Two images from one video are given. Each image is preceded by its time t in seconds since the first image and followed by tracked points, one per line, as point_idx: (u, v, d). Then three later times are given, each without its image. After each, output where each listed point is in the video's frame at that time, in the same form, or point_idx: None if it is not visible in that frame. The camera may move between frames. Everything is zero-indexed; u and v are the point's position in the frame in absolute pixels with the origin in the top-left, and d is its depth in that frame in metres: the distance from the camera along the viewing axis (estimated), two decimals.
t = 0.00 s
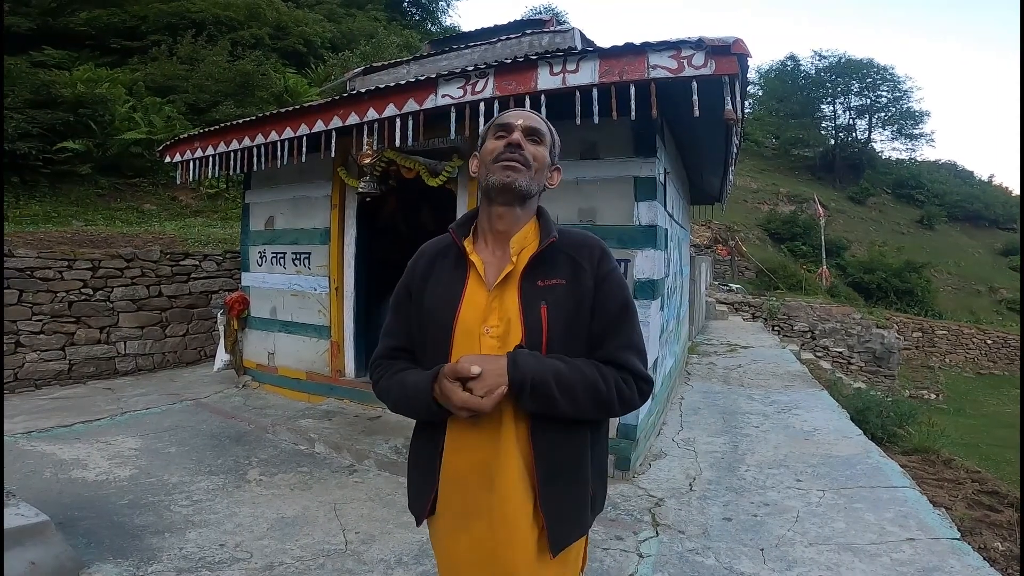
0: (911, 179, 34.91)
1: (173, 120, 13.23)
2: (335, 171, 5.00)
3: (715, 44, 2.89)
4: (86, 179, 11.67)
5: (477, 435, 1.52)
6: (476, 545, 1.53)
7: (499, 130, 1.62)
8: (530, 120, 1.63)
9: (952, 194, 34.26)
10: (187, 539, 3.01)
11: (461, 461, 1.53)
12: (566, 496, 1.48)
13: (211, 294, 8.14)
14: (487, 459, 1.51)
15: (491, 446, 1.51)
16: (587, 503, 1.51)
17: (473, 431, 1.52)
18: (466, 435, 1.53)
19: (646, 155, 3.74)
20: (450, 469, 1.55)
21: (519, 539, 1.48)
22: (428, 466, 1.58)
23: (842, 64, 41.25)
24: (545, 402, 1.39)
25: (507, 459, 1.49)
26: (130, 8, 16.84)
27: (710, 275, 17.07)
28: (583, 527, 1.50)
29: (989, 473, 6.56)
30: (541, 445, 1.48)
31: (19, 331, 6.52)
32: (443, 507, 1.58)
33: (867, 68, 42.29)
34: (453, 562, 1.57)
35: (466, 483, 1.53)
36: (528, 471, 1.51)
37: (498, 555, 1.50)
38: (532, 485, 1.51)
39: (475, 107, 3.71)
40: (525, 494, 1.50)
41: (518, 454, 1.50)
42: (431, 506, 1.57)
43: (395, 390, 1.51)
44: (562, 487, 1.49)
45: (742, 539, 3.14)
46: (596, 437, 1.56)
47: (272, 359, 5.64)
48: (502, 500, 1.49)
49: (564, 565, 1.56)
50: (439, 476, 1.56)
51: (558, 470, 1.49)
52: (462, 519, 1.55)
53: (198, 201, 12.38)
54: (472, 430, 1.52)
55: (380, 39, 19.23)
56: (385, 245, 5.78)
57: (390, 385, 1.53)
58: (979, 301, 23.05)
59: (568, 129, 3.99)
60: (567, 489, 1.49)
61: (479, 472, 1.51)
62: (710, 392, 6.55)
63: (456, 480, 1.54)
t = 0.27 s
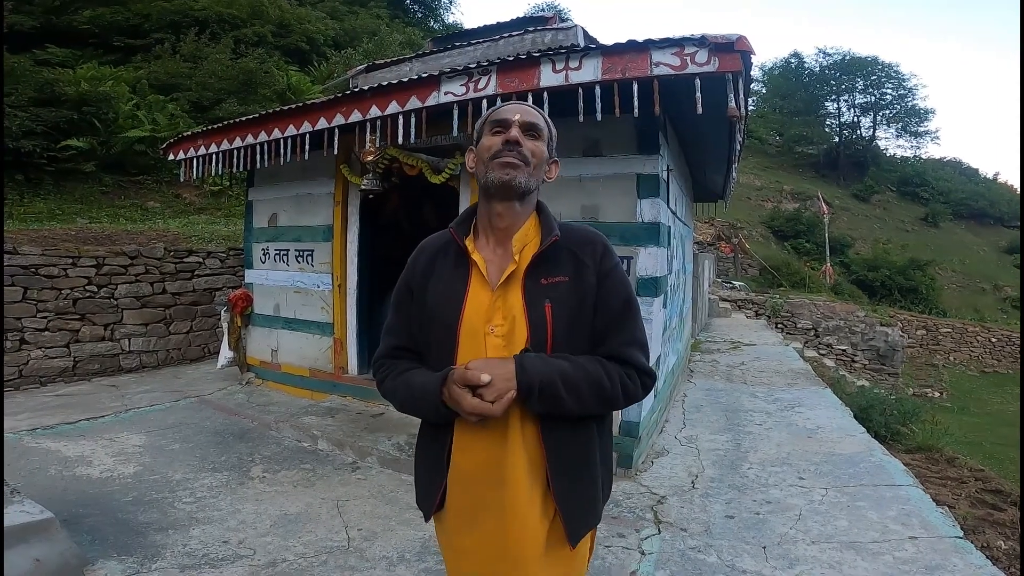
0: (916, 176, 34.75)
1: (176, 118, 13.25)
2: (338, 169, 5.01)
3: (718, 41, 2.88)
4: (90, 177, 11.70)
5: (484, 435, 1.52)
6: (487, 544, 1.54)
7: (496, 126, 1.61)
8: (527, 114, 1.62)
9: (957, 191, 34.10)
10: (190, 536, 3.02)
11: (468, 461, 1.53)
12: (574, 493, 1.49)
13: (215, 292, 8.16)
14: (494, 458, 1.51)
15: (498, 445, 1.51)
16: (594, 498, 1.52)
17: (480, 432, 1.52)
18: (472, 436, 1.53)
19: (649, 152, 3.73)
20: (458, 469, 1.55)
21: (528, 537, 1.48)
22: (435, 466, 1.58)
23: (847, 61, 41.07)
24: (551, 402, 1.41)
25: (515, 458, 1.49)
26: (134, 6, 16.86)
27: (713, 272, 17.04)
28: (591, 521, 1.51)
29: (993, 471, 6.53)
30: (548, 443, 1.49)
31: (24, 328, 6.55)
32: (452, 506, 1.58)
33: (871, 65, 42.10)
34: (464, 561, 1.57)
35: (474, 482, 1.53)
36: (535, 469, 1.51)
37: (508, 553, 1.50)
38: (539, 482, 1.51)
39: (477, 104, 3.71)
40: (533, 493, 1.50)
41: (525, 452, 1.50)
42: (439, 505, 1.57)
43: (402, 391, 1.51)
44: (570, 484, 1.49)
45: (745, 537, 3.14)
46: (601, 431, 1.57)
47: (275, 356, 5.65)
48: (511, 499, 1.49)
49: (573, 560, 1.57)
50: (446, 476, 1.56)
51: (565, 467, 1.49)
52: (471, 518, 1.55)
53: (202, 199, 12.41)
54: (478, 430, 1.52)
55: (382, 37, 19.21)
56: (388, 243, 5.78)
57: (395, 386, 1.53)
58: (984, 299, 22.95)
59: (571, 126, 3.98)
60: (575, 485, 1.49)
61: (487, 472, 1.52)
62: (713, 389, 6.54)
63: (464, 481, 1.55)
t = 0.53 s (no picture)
0: (915, 177, 34.77)
1: (176, 119, 13.26)
2: (338, 170, 5.01)
3: (718, 42, 2.89)
4: (90, 178, 11.71)
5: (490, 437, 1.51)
6: (490, 544, 1.53)
7: (497, 126, 1.61)
8: (528, 113, 1.62)
9: (956, 192, 34.12)
10: (190, 537, 3.02)
11: (473, 462, 1.52)
12: (577, 493, 1.50)
13: (214, 293, 8.16)
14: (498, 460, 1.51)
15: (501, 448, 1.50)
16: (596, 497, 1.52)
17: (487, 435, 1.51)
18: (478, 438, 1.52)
19: (649, 153, 3.73)
20: (461, 470, 1.54)
21: (532, 538, 1.49)
22: (437, 468, 1.57)
23: (846, 62, 41.10)
24: (559, 406, 1.41)
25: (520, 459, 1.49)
26: (134, 7, 16.87)
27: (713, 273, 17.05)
28: (593, 519, 1.52)
29: (992, 472, 6.53)
30: (552, 444, 1.49)
31: (24, 329, 6.54)
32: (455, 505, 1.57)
33: (870, 66, 42.15)
34: (467, 562, 1.57)
35: (477, 483, 1.53)
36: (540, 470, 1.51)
37: (512, 553, 1.51)
38: (543, 484, 1.52)
39: (477, 105, 3.71)
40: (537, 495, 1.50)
41: (529, 453, 1.50)
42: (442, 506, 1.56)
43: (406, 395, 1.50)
44: (573, 484, 1.50)
45: (745, 538, 3.14)
46: (602, 429, 1.57)
47: (274, 357, 5.65)
48: (516, 500, 1.49)
49: (576, 557, 1.57)
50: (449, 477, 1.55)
51: (569, 469, 1.50)
52: (474, 519, 1.55)
53: (202, 199, 12.41)
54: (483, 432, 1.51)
55: (382, 38, 19.23)
56: (388, 244, 5.78)
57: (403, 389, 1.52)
58: (983, 300, 22.97)
59: (570, 127, 3.98)
60: (577, 485, 1.50)
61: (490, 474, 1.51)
62: (713, 390, 6.54)
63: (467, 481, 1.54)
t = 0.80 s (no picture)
0: (915, 179, 34.79)
1: (177, 121, 13.27)
2: (338, 172, 5.01)
3: (717, 44, 2.90)
4: (90, 180, 11.71)
5: (493, 436, 1.50)
6: (491, 545, 1.52)
7: (497, 129, 1.62)
8: (527, 116, 1.63)
9: (955, 194, 34.16)
10: (190, 539, 3.02)
11: (476, 462, 1.52)
12: (579, 494, 1.51)
13: (214, 295, 8.16)
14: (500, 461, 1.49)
15: (504, 450, 1.49)
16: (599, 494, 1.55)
17: (492, 436, 1.50)
18: (482, 438, 1.51)
19: (648, 156, 3.74)
20: (463, 470, 1.53)
21: (535, 538, 1.49)
22: (439, 467, 1.57)
23: (845, 64, 41.14)
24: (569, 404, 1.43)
25: (525, 458, 1.49)
26: (134, 9, 16.89)
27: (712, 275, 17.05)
28: (593, 518, 1.54)
29: (992, 474, 6.53)
30: (557, 443, 1.50)
31: (23, 331, 6.54)
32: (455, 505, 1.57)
33: (870, 68, 42.21)
34: (468, 562, 1.56)
35: (479, 483, 1.52)
36: (544, 469, 1.52)
37: (514, 554, 1.50)
38: (546, 484, 1.53)
39: (477, 108, 3.72)
40: (540, 495, 1.51)
41: (532, 451, 1.51)
42: (443, 505, 1.56)
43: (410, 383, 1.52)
44: (576, 484, 1.51)
45: (744, 539, 3.14)
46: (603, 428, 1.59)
47: (274, 359, 5.65)
48: (519, 500, 1.49)
49: (575, 557, 1.59)
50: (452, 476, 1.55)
51: (572, 468, 1.51)
52: (475, 519, 1.54)
53: (201, 201, 12.42)
54: (486, 432, 1.50)
55: (382, 40, 19.25)
56: (388, 246, 5.79)
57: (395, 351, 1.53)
58: (983, 302, 22.97)
59: (570, 129, 3.99)
60: (580, 486, 1.51)
61: (491, 474, 1.50)
62: (713, 392, 6.54)
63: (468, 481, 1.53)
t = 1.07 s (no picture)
0: (916, 181, 34.78)
1: (178, 121, 13.29)
2: (339, 173, 5.02)
3: (718, 45, 2.90)
4: (91, 180, 11.73)
5: (493, 436, 1.50)
6: (490, 545, 1.52)
7: (488, 131, 1.60)
8: (517, 114, 1.60)
9: (956, 195, 34.15)
10: (190, 539, 3.02)
11: (474, 462, 1.52)
12: (578, 493, 1.52)
13: (215, 295, 8.16)
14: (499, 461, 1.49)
15: (503, 449, 1.49)
16: (600, 493, 1.56)
17: (491, 436, 1.50)
18: (481, 437, 1.51)
19: (649, 157, 3.75)
20: (462, 470, 1.54)
21: (534, 539, 1.49)
22: (440, 465, 1.59)
23: (846, 65, 41.14)
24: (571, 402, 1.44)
25: (524, 460, 1.48)
26: (135, 9, 16.91)
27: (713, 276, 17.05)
28: (594, 518, 1.54)
29: (992, 475, 6.53)
30: (558, 443, 1.51)
31: (24, 331, 6.55)
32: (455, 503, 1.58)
33: (870, 69, 42.21)
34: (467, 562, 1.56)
35: (480, 483, 1.52)
36: (544, 470, 1.52)
37: (512, 554, 1.50)
38: (546, 485, 1.52)
39: (478, 109, 3.72)
40: (541, 495, 1.51)
41: (533, 451, 1.51)
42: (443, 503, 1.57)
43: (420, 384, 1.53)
44: (576, 485, 1.52)
45: (744, 540, 3.15)
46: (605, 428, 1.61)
47: (275, 359, 5.66)
48: (518, 500, 1.48)
49: (576, 559, 1.58)
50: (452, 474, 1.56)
51: (571, 468, 1.52)
52: (473, 519, 1.54)
53: (202, 202, 12.44)
54: (485, 431, 1.51)
55: (383, 40, 19.26)
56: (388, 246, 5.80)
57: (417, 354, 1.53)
58: (983, 304, 22.97)
59: (570, 130, 3.99)
60: (579, 486, 1.52)
61: (489, 473, 1.50)
62: (713, 393, 6.54)
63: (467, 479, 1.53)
